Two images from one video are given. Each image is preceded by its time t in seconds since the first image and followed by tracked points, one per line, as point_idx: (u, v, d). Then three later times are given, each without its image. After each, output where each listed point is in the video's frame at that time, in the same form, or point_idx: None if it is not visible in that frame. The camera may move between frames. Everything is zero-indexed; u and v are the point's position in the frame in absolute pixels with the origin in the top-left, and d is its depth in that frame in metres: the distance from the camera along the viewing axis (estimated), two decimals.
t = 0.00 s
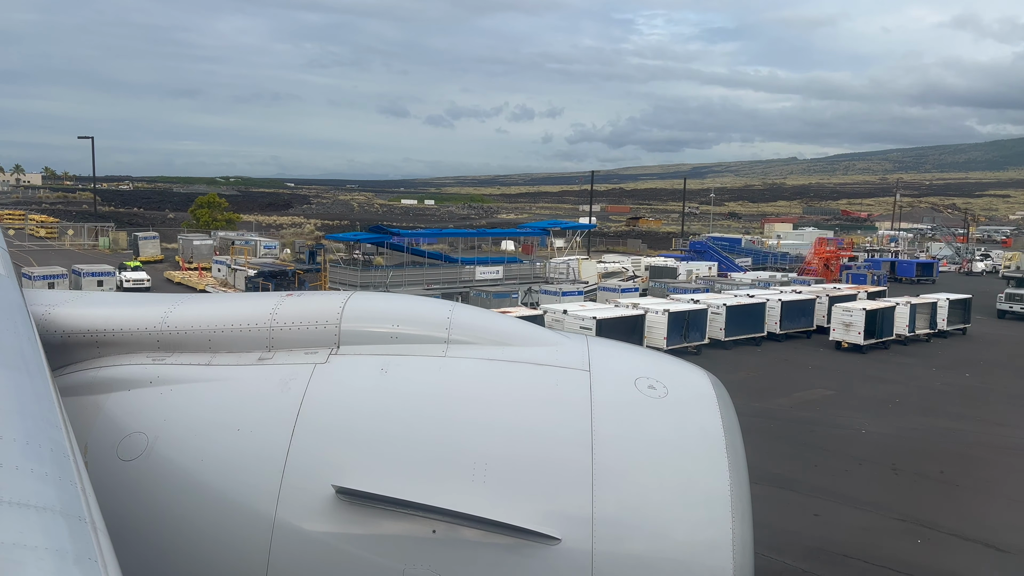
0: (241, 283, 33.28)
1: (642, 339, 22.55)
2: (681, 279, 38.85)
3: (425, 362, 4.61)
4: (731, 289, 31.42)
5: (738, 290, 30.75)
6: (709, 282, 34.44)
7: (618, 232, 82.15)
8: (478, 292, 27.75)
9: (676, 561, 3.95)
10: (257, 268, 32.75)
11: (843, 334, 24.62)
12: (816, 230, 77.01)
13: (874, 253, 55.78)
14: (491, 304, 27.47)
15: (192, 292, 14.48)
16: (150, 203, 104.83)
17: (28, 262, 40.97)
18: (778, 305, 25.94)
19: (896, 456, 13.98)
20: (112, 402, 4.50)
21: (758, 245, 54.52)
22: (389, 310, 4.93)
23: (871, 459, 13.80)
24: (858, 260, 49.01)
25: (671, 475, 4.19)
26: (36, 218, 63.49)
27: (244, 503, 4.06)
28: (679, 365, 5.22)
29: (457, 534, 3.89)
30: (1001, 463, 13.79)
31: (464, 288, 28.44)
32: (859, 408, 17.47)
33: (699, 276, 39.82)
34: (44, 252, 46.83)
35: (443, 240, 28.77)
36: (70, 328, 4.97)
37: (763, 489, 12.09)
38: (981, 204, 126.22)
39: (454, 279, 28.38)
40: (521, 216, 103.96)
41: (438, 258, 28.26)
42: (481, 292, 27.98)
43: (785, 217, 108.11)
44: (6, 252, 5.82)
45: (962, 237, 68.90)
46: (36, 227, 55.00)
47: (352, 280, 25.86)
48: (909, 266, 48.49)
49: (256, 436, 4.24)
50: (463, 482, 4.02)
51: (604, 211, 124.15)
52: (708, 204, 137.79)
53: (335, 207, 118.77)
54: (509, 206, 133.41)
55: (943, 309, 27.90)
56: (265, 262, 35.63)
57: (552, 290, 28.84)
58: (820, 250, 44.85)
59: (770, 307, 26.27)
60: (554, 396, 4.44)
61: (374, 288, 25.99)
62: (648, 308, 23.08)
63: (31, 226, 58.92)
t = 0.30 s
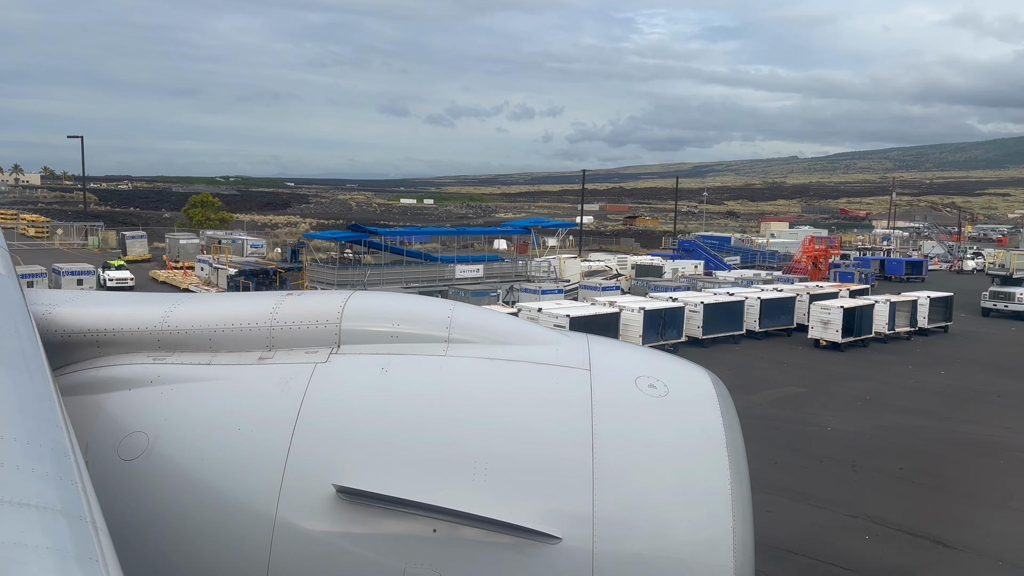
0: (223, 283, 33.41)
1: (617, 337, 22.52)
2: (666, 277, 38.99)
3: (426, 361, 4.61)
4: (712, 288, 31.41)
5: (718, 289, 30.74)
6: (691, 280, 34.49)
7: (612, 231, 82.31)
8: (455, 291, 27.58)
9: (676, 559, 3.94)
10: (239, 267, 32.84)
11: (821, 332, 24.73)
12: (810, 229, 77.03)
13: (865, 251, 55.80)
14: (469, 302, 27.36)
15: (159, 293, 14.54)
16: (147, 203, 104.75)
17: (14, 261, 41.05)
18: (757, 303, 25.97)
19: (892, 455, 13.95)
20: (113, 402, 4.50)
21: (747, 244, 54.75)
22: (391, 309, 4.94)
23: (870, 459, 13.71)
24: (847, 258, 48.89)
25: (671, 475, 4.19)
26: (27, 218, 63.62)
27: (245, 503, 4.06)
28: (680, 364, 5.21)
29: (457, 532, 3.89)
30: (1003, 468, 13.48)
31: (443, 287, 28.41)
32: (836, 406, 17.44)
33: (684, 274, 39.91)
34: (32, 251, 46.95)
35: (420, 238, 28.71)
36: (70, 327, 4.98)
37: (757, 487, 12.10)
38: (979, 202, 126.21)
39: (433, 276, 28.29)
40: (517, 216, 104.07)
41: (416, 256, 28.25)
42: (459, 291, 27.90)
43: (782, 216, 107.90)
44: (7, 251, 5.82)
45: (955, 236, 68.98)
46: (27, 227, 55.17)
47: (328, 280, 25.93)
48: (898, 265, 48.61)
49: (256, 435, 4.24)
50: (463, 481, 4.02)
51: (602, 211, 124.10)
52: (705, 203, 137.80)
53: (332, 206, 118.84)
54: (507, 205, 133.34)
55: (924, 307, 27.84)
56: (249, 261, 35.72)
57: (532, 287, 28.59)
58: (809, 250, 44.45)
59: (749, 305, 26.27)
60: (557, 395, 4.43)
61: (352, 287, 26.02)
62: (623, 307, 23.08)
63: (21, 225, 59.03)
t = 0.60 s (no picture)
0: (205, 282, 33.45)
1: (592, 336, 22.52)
2: (651, 276, 39.02)
3: (425, 360, 4.61)
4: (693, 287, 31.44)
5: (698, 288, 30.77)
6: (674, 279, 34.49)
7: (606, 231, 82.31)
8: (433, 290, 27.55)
9: (677, 559, 3.94)
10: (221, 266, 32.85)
11: (799, 330, 24.77)
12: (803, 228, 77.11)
13: (856, 250, 55.88)
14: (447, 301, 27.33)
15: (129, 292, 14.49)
16: (143, 203, 104.91)
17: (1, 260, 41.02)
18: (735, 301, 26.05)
19: (891, 454, 13.91)
20: (113, 401, 4.50)
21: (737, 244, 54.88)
22: (390, 310, 4.94)
23: (870, 460, 13.56)
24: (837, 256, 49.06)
25: (671, 474, 4.19)
26: (18, 217, 63.53)
27: (246, 502, 4.05)
28: (680, 363, 5.21)
29: (458, 532, 3.90)
30: (1008, 475, 13.11)
31: (423, 284, 28.40)
32: (813, 404, 17.45)
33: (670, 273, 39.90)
34: (19, 250, 46.89)
35: (398, 237, 28.71)
36: (70, 327, 4.98)
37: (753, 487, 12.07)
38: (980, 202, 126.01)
39: (412, 275, 28.20)
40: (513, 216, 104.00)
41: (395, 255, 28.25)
42: (437, 289, 27.89)
43: (779, 216, 107.99)
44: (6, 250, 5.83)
45: (948, 236, 69.02)
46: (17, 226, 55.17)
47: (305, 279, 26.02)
48: (887, 263, 48.76)
49: (257, 435, 4.24)
50: (463, 480, 4.02)
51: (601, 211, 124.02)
52: (703, 203, 137.78)
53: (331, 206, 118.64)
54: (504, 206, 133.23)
55: (904, 306, 27.85)
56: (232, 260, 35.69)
57: (512, 287, 28.40)
58: (797, 248, 44.63)
59: (727, 304, 26.34)
60: (558, 395, 4.44)
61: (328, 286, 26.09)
62: (598, 305, 23.08)
63: (11, 224, 58.94)
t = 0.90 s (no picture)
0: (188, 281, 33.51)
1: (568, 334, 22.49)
2: (636, 276, 39.00)
3: (426, 360, 4.61)
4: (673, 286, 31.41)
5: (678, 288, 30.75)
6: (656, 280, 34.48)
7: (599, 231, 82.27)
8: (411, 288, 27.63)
9: (679, 559, 3.94)
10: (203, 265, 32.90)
11: (776, 330, 24.77)
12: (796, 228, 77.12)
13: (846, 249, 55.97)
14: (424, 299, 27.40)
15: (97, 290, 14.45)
16: (141, 203, 105.04)
17: None
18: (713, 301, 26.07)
19: (891, 455, 13.88)
20: (114, 401, 4.51)
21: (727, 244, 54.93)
22: (390, 310, 4.94)
23: (873, 461, 13.49)
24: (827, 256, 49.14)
25: (671, 474, 4.19)
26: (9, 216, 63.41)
27: (247, 502, 4.06)
28: (679, 363, 5.21)
29: (459, 532, 3.90)
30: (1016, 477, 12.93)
31: (401, 282, 28.48)
32: (791, 402, 17.42)
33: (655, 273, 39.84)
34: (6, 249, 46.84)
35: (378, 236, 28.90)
36: (71, 327, 4.98)
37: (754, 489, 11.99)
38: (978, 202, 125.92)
39: (390, 275, 28.31)
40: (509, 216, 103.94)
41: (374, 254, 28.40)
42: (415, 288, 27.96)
43: (777, 216, 107.89)
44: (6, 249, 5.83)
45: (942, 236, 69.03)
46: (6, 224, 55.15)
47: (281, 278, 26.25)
48: (876, 263, 48.76)
49: (258, 435, 4.24)
50: (464, 480, 4.02)
51: (599, 210, 123.92)
52: (700, 203, 137.74)
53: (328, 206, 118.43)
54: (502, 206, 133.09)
55: (884, 305, 27.82)
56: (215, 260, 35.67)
57: (491, 286, 28.30)
58: (785, 248, 44.70)
59: (706, 304, 26.34)
60: (559, 395, 4.43)
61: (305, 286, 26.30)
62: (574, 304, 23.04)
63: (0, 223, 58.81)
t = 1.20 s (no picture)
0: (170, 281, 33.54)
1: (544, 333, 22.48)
2: (620, 275, 39.00)
3: (424, 360, 4.61)
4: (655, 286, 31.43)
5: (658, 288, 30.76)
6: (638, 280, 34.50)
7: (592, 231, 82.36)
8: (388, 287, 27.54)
9: (680, 560, 3.94)
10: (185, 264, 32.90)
11: (754, 329, 24.81)
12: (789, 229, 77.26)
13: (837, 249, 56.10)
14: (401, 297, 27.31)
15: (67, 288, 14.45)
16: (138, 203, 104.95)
17: None
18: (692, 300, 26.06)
19: (890, 456, 13.86)
20: (114, 401, 4.51)
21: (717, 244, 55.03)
22: (390, 310, 4.94)
23: (871, 462, 13.45)
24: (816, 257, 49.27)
25: (670, 474, 4.19)
26: None
27: (246, 502, 4.06)
28: (679, 363, 5.21)
29: (459, 532, 3.89)
30: (1015, 479, 12.89)
31: (379, 281, 28.37)
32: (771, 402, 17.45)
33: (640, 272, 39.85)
34: None
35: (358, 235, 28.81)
36: (70, 326, 4.99)
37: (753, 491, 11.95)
38: (976, 203, 126.05)
39: (369, 274, 28.27)
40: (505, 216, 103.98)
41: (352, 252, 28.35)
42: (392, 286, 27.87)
43: (775, 216, 107.86)
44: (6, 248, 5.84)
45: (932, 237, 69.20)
46: None
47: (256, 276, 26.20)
48: (864, 263, 48.83)
49: (258, 434, 4.24)
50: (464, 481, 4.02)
51: (597, 211, 123.89)
52: (697, 203, 137.82)
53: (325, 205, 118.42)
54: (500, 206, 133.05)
55: (863, 305, 27.86)
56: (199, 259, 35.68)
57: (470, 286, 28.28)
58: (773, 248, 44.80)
59: (684, 303, 26.34)
60: (560, 396, 4.43)
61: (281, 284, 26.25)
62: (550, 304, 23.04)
63: None
